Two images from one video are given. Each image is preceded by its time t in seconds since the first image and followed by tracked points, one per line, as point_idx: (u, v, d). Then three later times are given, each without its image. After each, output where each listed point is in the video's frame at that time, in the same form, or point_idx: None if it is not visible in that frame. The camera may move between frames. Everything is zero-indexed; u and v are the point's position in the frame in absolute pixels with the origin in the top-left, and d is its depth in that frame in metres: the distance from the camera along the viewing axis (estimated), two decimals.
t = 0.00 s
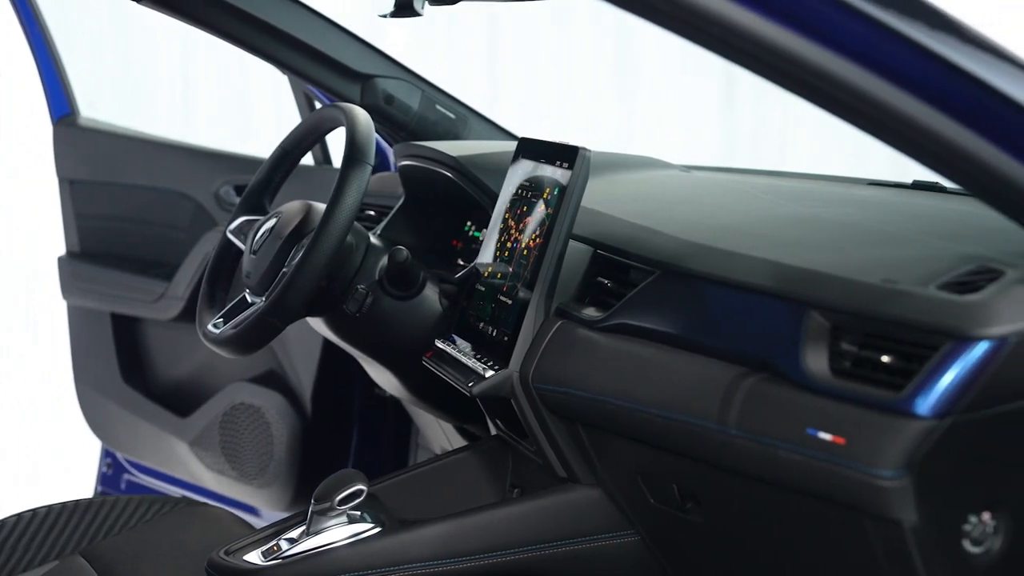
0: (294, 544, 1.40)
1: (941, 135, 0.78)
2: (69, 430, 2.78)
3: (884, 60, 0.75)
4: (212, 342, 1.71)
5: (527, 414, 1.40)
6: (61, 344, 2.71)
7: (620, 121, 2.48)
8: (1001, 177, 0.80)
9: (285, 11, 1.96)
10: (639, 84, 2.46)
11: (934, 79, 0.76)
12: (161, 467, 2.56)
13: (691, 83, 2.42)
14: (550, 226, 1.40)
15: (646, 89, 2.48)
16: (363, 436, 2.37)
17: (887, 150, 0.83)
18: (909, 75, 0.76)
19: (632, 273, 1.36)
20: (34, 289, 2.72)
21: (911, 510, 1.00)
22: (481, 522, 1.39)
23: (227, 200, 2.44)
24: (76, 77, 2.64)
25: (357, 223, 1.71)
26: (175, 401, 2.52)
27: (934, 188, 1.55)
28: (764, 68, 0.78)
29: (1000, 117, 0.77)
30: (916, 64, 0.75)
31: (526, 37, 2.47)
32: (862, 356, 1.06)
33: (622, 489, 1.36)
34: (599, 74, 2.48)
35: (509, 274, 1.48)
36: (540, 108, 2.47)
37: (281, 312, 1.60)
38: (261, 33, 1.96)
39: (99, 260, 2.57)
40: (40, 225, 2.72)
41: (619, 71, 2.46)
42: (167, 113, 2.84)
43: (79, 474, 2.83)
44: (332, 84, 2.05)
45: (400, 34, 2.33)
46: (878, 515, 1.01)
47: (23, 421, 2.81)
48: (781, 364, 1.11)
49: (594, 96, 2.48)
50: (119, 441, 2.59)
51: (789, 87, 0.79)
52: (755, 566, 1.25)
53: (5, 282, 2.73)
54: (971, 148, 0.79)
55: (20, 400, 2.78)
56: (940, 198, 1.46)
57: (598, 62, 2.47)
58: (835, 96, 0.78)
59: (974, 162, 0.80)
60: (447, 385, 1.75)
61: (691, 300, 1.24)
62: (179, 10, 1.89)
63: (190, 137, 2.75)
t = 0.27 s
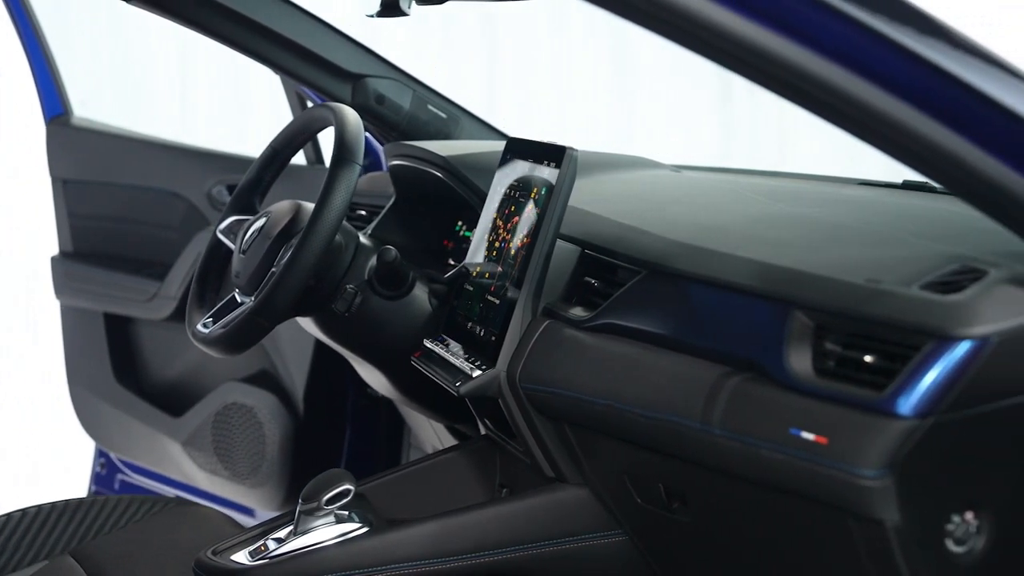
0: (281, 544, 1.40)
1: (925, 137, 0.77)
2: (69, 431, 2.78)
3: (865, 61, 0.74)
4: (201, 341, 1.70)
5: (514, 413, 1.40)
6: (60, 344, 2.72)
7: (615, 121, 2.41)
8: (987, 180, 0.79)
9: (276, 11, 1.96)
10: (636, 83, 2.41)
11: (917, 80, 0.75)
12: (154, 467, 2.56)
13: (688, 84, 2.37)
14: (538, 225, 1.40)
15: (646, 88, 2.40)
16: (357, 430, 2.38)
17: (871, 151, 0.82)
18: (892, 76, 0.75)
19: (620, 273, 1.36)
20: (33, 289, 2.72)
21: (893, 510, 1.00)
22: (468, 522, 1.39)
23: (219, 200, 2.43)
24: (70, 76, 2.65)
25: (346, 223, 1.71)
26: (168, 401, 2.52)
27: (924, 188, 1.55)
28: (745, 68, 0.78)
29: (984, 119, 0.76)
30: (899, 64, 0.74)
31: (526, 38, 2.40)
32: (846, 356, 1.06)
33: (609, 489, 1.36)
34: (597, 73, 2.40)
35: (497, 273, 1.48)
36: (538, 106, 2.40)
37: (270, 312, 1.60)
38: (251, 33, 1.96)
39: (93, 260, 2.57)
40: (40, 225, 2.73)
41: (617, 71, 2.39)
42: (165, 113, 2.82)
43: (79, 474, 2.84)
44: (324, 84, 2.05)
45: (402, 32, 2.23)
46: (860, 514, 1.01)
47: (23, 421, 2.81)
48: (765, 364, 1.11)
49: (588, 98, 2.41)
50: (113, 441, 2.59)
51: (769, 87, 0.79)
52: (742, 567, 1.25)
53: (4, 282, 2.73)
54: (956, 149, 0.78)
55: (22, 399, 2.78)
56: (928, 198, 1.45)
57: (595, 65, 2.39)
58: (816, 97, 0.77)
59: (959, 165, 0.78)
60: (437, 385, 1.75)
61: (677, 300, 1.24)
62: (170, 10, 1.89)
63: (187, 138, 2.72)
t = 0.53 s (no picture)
0: (270, 544, 1.40)
1: (906, 135, 0.79)
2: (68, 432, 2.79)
3: (850, 60, 0.75)
4: (192, 341, 1.70)
5: (503, 413, 1.40)
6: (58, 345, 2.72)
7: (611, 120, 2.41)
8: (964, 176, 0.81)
9: (267, 11, 1.96)
10: (634, 82, 2.41)
11: (901, 79, 0.76)
12: (148, 467, 2.56)
13: (685, 84, 2.36)
14: (527, 225, 1.40)
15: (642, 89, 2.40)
16: (348, 430, 2.37)
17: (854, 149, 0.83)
18: (876, 75, 0.76)
19: (608, 272, 1.36)
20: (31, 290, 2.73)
21: (878, 510, 1.00)
22: (456, 522, 1.40)
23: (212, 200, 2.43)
24: (65, 77, 2.65)
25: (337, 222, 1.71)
26: (161, 401, 2.52)
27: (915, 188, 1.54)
28: (726, 66, 0.78)
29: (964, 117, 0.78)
30: (884, 63, 0.75)
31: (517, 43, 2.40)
32: (831, 356, 1.06)
33: (598, 489, 1.36)
34: (592, 72, 2.41)
35: (486, 273, 1.48)
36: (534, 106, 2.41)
37: (260, 311, 1.60)
38: (243, 32, 1.96)
39: (86, 260, 2.57)
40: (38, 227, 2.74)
41: (612, 70, 2.39)
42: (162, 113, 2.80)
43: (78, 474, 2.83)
44: (315, 84, 2.05)
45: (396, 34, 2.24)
46: (845, 514, 1.02)
47: (23, 421, 2.80)
48: (751, 364, 1.11)
49: (584, 97, 2.42)
50: (106, 441, 2.59)
51: (751, 85, 0.79)
52: (729, 567, 1.25)
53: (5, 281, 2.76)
54: (937, 147, 0.79)
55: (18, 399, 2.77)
56: (917, 198, 1.45)
57: (590, 64, 2.41)
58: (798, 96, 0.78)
59: (939, 162, 0.80)
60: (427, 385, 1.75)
61: (664, 300, 1.24)
62: (161, 10, 1.89)
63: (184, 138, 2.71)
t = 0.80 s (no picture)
0: (257, 544, 1.40)
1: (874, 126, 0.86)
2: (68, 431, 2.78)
3: (829, 59, 0.83)
4: (181, 341, 1.70)
5: (490, 412, 1.40)
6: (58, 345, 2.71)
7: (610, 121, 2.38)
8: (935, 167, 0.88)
9: (257, 11, 1.96)
10: (634, 82, 2.35)
11: (874, 76, 0.84)
12: (140, 466, 2.55)
13: (685, 88, 2.32)
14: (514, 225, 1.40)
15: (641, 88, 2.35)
16: (340, 428, 2.37)
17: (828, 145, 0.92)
18: (852, 72, 0.84)
19: (595, 272, 1.36)
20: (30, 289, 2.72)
21: (860, 509, 1.00)
22: (442, 522, 1.40)
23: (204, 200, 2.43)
24: (59, 76, 2.65)
25: (326, 222, 1.71)
26: (154, 400, 2.52)
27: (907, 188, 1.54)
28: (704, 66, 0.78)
29: (933, 111, 0.86)
30: (860, 62, 0.83)
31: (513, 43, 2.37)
32: (815, 356, 1.06)
33: (585, 488, 1.36)
34: (592, 72, 2.39)
35: (474, 273, 1.48)
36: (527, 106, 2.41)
37: (248, 311, 1.60)
38: (234, 32, 1.96)
39: (79, 260, 2.57)
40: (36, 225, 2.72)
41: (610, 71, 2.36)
42: (158, 113, 2.80)
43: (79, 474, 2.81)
44: (306, 83, 2.05)
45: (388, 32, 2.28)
46: (828, 513, 1.02)
47: (23, 421, 2.81)
48: (735, 364, 1.11)
49: (584, 96, 2.40)
50: (99, 441, 2.59)
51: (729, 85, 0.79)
52: (716, 567, 1.25)
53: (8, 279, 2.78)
54: (908, 140, 0.87)
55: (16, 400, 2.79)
56: (906, 198, 1.45)
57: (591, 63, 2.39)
58: (777, 93, 0.85)
59: (909, 153, 0.88)
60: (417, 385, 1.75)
61: (649, 299, 1.24)
62: (152, 10, 1.89)
63: (181, 138, 2.71)
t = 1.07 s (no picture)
0: (245, 543, 1.40)
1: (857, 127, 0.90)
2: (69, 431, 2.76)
3: (816, 62, 0.86)
4: (170, 340, 1.70)
5: (477, 412, 1.40)
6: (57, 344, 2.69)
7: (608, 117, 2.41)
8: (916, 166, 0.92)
9: (248, 10, 1.96)
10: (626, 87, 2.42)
11: (860, 78, 0.87)
12: (132, 466, 2.55)
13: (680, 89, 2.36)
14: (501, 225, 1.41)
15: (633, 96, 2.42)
16: (333, 429, 2.36)
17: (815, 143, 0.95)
18: (838, 75, 0.87)
19: (582, 272, 1.36)
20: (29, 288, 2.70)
21: (842, 508, 1.01)
22: (428, 521, 1.39)
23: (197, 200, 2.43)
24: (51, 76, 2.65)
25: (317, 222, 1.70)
26: (147, 400, 2.51)
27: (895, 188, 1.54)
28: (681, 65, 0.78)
29: (916, 114, 0.89)
30: (846, 65, 0.86)
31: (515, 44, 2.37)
32: (798, 355, 1.06)
33: (572, 488, 1.36)
34: (588, 74, 2.40)
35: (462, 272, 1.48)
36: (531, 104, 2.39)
37: (237, 310, 1.60)
38: (225, 32, 1.96)
39: (72, 260, 2.57)
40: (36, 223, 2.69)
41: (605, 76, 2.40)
42: (160, 114, 2.79)
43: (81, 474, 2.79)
44: (297, 83, 2.05)
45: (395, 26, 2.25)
46: (810, 512, 1.02)
47: (23, 421, 2.79)
48: (719, 364, 1.11)
49: (581, 96, 2.41)
50: (92, 441, 2.58)
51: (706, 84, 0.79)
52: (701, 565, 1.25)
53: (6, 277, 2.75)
54: (890, 140, 0.90)
55: (12, 400, 2.78)
56: (895, 197, 1.45)
57: (589, 64, 2.40)
58: (757, 91, 0.88)
59: (891, 153, 0.91)
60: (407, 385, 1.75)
61: (635, 299, 1.24)
62: (141, 9, 1.88)
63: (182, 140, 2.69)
